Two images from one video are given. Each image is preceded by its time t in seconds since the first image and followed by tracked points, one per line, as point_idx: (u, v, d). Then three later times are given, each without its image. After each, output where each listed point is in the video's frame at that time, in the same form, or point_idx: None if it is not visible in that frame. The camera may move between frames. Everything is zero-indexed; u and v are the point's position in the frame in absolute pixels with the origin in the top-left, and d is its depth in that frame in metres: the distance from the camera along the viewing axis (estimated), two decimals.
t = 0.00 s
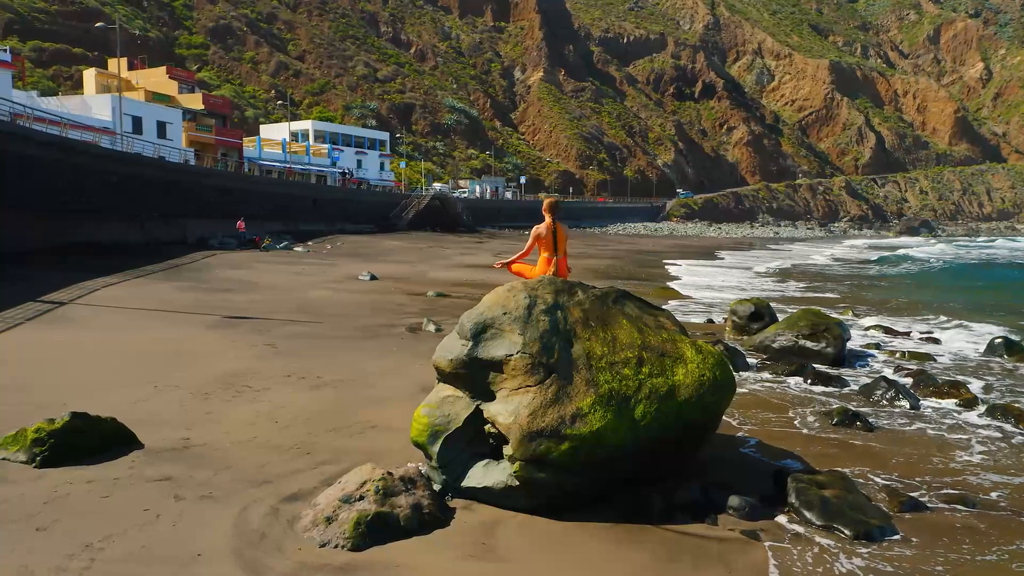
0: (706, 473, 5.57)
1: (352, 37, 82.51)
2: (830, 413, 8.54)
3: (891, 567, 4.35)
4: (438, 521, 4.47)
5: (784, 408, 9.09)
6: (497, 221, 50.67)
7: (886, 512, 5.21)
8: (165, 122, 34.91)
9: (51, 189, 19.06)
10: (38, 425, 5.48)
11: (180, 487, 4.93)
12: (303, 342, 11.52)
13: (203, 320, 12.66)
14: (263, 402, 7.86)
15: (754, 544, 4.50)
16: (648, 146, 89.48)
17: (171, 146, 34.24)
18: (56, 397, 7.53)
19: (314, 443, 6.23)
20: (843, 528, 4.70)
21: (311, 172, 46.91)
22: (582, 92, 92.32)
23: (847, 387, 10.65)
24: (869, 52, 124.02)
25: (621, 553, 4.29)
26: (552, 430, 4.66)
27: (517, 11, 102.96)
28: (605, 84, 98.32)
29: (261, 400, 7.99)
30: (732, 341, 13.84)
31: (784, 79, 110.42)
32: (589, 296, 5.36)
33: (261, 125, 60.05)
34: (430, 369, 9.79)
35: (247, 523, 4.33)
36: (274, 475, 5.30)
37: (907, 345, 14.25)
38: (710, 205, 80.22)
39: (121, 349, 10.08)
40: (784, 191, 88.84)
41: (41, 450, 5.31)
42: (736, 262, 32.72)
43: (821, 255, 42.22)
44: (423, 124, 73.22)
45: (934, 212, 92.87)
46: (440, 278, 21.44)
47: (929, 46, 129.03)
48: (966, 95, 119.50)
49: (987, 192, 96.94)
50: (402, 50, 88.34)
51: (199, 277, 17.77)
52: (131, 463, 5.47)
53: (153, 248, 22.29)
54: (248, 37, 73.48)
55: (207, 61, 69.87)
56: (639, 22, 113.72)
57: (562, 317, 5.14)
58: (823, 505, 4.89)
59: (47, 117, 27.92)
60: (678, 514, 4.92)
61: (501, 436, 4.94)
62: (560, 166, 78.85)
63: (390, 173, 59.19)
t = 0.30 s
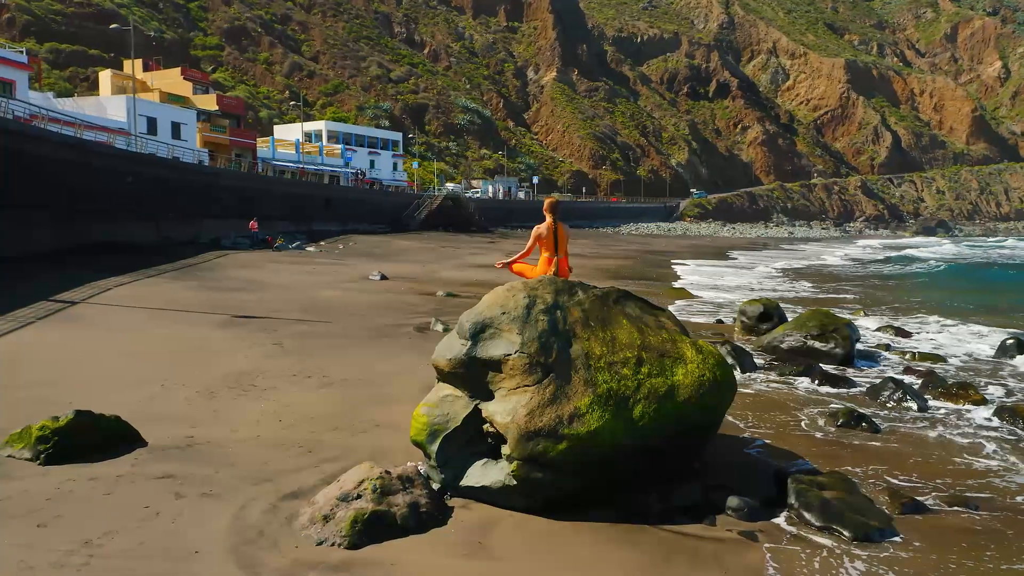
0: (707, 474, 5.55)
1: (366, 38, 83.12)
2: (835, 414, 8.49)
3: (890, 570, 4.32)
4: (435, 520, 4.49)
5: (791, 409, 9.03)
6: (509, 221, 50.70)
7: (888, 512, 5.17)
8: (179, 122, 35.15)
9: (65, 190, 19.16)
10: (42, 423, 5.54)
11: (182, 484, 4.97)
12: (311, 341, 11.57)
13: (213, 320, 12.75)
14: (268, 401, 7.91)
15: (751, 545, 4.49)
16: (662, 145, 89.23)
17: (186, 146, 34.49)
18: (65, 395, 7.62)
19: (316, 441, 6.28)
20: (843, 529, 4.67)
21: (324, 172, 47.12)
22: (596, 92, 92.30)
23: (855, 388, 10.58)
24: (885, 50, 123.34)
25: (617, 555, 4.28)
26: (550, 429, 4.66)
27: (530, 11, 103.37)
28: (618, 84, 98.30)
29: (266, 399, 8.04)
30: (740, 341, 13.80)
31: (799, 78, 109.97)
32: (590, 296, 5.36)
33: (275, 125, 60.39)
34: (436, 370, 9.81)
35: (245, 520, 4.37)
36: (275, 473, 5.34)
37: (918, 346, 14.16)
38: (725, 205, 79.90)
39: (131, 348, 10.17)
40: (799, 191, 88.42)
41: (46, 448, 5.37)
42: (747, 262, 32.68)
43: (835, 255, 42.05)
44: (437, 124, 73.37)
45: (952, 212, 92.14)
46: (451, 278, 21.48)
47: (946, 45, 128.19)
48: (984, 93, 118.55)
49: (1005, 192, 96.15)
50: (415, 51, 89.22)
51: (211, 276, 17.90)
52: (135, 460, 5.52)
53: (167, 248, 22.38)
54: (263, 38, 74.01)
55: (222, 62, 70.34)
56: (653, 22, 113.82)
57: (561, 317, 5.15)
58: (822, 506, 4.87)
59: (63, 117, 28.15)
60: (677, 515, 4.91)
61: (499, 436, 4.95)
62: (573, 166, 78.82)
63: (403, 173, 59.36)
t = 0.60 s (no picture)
0: (709, 474, 5.53)
1: (378, 39, 83.73)
2: (840, 415, 8.45)
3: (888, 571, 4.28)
4: (433, 518, 4.50)
5: (795, 409, 8.98)
6: (520, 221, 50.70)
7: (888, 513, 5.14)
8: (192, 123, 35.40)
9: (76, 190, 19.30)
10: (46, 420, 5.59)
11: (183, 482, 5.01)
12: (318, 341, 11.62)
13: (222, 319, 12.84)
14: (273, 400, 7.96)
15: (748, 544, 4.48)
16: (675, 145, 89.05)
17: (199, 147, 34.73)
18: (71, 393, 7.68)
19: (318, 440, 6.31)
20: (841, 530, 4.66)
21: (336, 172, 47.30)
22: (608, 91, 92.34)
23: (862, 389, 10.50)
24: (900, 49, 122.82)
25: (612, 555, 4.28)
26: (547, 429, 4.67)
27: (542, 11, 103.88)
28: (631, 83, 98.36)
29: (271, 398, 8.09)
30: (748, 340, 13.77)
31: (814, 77, 109.71)
32: (590, 296, 5.35)
33: (288, 126, 60.73)
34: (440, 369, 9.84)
35: (245, 518, 4.39)
36: (276, 471, 5.38)
37: (929, 346, 14.05)
38: (738, 205, 79.57)
39: (140, 346, 10.26)
40: (813, 191, 88.03)
41: (49, 446, 5.41)
42: (759, 262, 32.60)
43: (849, 255, 41.76)
44: (449, 124, 73.45)
45: (968, 212, 91.42)
46: (460, 278, 21.50)
47: (962, 43, 127.35)
48: (1001, 92, 117.63)
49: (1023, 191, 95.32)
50: (428, 50, 90.29)
51: (223, 276, 18.02)
52: (137, 458, 5.56)
53: (178, 248, 22.47)
54: (276, 39, 74.55)
55: (236, 63, 70.81)
56: (665, 21, 113.92)
57: (560, 316, 5.15)
58: (823, 506, 4.84)
59: (76, 118, 28.44)
60: (677, 516, 4.90)
61: (497, 435, 4.96)
62: (585, 166, 78.75)
63: (415, 174, 59.51)
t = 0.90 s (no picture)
0: (709, 475, 5.52)
1: (390, 39, 84.18)
2: (845, 417, 8.40)
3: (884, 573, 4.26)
4: (430, 518, 4.51)
5: (800, 410, 8.94)
6: (531, 221, 50.70)
7: (889, 516, 5.11)
8: (206, 124, 35.65)
9: (90, 190, 19.50)
10: (50, 419, 5.66)
11: (183, 480, 5.05)
12: (325, 340, 11.67)
13: (230, 318, 12.92)
14: (277, 399, 8.00)
15: (745, 546, 4.46)
16: (687, 145, 88.91)
17: (212, 147, 34.98)
18: (78, 392, 7.76)
19: (319, 440, 6.33)
20: (840, 532, 4.63)
21: (348, 172, 47.44)
22: (621, 91, 92.34)
23: (870, 391, 10.43)
24: (916, 47, 122.24)
25: (608, 554, 4.28)
26: (545, 429, 4.68)
27: (555, 11, 104.20)
28: (644, 83, 98.35)
29: (276, 397, 8.13)
30: (757, 341, 13.72)
31: (828, 76, 109.34)
32: (589, 297, 5.35)
33: (301, 126, 61.01)
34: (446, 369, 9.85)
35: (243, 516, 4.42)
36: (276, 469, 5.40)
37: (939, 347, 13.97)
38: (751, 205, 79.22)
39: (147, 346, 10.34)
40: (827, 190, 87.60)
41: (53, 444, 5.47)
42: (770, 262, 32.53)
43: (862, 255, 41.50)
44: (461, 124, 73.58)
45: (984, 211, 90.70)
46: (470, 278, 21.51)
47: (979, 41, 126.44)
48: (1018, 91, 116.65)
49: None
50: (440, 50, 90.98)
51: (233, 276, 18.10)
52: (139, 456, 5.61)
53: (191, 248, 22.61)
54: (289, 40, 75.00)
55: (250, 63, 71.26)
56: (678, 20, 113.87)
57: (559, 316, 5.15)
58: (821, 508, 4.81)
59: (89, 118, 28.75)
60: (675, 516, 4.89)
61: (495, 435, 4.96)
62: (597, 166, 78.70)
63: (427, 173, 59.58)
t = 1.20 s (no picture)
0: (708, 476, 5.51)
1: (403, 39, 84.62)
2: (850, 417, 8.36)
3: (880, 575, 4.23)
4: (428, 517, 4.53)
5: (805, 411, 8.89)
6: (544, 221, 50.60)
7: (888, 518, 5.09)
8: (219, 124, 35.87)
9: (104, 189, 19.67)
10: (54, 417, 5.71)
11: (184, 479, 5.09)
12: (331, 340, 11.71)
13: (239, 318, 13.00)
14: (281, 398, 8.05)
15: (742, 548, 4.44)
16: (700, 144, 88.72)
17: (224, 148, 35.19)
18: (84, 391, 7.84)
19: (320, 440, 6.35)
20: (838, 533, 4.60)
21: (359, 173, 47.60)
22: (633, 91, 92.33)
23: (877, 392, 10.35)
24: (931, 46, 121.76)
25: (603, 554, 4.29)
26: (543, 429, 4.67)
27: (567, 10, 104.47)
28: (656, 82, 98.35)
29: (281, 396, 8.17)
30: (765, 342, 13.68)
31: (842, 75, 108.99)
32: (589, 297, 5.35)
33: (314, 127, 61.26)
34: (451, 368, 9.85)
35: (242, 515, 4.44)
36: (276, 468, 5.43)
37: (949, 349, 13.89)
38: (764, 204, 78.79)
39: (156, 345, 10.42)
40: (842, 190, 87.12)
41: (57, 442, 5.52)
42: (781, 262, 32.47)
43: (876, 256, 41.28)
44: (473, 124, 73.75)
45: (1000, 211, 90.03)
46: (480, 278, 21.52)
47: (996, 39, 125.62)
48: None
49: None
50: (453, 51, 91.48)
51: (244, 275, 18.22)
52: (142, 455, 5.65)
53: (203, 247, 22.70)
54: (302, 40, 75.43)
55: (263, 64, 71.75)
56: (691, 20, 113.84)
57: (558, 317, 5.16)
58: (820, 510, 4.79)
59: (103, 119, 29.02)
60: (673, 517, 4.89)
61: (493, 436, 4.97)
62: (609, 165, 78.56)
63: (438, 174, 59.65)
